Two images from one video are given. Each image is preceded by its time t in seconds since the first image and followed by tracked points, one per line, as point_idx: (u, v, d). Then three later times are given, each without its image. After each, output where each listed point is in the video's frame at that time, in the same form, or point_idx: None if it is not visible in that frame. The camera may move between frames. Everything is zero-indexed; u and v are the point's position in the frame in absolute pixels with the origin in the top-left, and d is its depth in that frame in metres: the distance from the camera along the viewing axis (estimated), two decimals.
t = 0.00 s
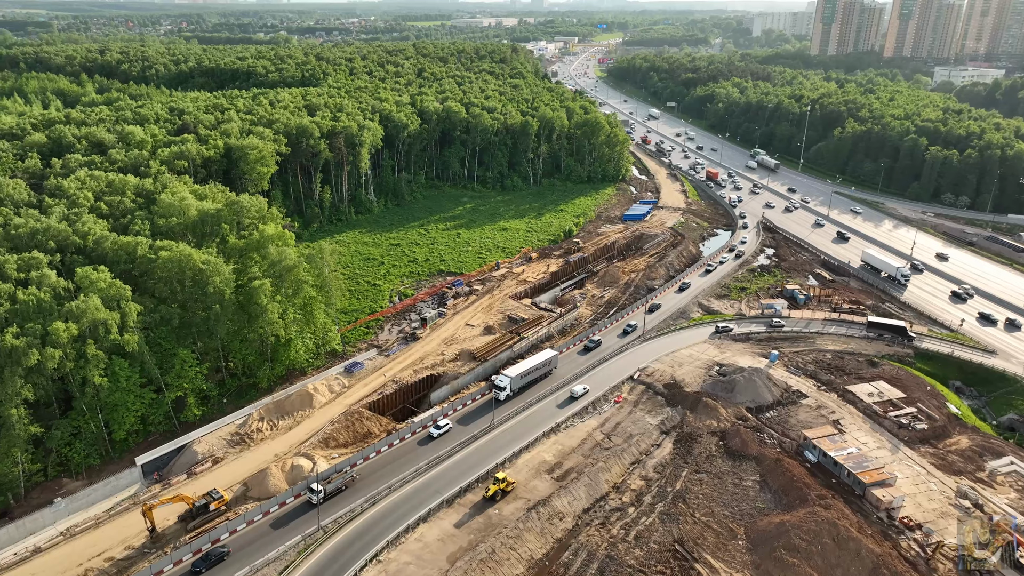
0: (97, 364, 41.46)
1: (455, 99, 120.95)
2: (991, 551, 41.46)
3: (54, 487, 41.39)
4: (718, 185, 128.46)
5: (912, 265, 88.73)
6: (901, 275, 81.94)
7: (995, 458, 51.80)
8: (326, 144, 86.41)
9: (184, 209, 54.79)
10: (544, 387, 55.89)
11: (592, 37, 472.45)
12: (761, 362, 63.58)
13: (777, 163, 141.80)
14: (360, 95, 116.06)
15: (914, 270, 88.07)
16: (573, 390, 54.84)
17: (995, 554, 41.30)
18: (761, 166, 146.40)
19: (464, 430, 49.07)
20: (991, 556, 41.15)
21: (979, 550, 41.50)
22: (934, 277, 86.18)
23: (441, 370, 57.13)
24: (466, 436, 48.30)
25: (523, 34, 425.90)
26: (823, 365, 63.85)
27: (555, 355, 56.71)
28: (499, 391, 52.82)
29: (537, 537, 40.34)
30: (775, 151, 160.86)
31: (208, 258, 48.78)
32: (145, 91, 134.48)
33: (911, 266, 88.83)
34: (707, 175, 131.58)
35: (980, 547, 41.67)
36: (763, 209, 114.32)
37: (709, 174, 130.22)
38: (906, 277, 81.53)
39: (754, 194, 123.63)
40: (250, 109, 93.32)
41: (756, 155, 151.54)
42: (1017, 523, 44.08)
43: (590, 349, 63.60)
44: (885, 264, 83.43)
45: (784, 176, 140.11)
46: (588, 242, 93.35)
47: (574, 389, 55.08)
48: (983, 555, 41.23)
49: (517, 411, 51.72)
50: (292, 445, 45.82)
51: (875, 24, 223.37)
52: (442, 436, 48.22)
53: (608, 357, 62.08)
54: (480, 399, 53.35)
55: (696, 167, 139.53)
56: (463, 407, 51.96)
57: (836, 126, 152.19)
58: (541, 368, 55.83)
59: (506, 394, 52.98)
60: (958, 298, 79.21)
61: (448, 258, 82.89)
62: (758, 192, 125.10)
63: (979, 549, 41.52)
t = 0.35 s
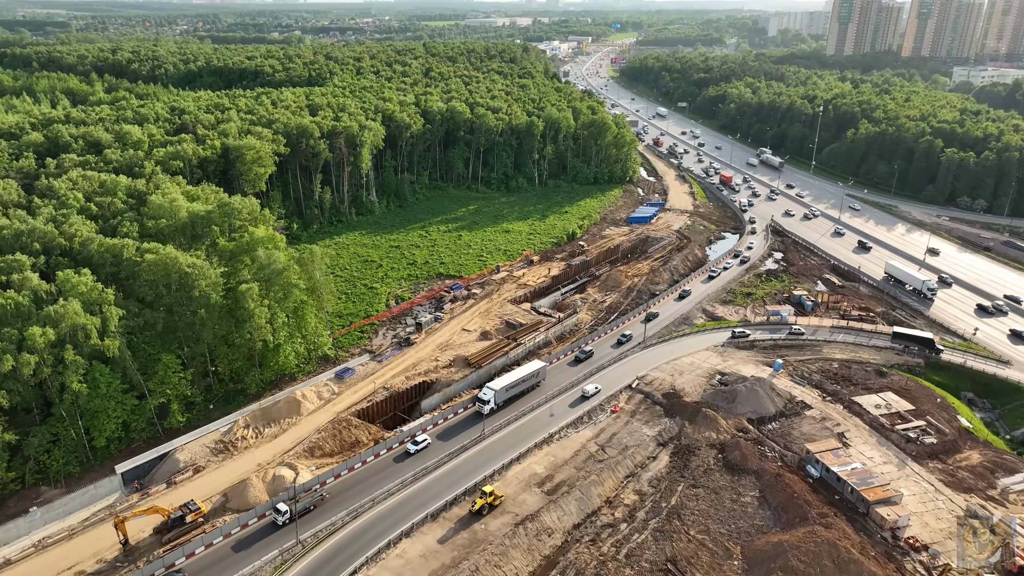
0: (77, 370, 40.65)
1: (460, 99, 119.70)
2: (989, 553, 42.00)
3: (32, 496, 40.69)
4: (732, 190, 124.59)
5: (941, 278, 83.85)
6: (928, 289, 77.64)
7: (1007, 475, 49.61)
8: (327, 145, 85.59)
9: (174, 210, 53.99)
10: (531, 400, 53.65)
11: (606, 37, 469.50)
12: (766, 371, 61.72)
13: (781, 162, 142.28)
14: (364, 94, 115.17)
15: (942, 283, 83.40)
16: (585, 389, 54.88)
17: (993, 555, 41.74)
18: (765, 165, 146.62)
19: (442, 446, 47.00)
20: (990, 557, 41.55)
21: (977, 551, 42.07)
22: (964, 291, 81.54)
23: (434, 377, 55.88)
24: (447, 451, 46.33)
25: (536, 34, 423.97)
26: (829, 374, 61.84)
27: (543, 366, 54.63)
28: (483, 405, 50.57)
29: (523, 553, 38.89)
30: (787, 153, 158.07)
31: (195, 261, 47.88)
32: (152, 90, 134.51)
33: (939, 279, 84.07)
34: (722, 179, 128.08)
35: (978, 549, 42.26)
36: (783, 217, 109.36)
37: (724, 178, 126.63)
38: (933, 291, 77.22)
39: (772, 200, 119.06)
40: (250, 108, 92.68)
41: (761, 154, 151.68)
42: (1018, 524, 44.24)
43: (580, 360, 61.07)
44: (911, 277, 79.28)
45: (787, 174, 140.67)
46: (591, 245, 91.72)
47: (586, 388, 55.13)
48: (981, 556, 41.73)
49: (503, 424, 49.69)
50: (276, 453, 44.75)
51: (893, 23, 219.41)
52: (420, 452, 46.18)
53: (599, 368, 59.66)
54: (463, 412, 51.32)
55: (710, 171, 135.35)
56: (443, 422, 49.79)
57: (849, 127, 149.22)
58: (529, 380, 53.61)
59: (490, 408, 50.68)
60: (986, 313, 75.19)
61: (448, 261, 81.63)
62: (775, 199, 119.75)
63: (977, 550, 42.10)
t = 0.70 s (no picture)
0: (51, 376, 39.69)
1: (462, 99, 118.48)
2: (989, 553, 41.86)
3: (5, 505, 39.85)
4: (742, 195, 120.22)
5: (966, 292, 79.05)
6: (952, 303, 73.18)
7: (1017, 492, 47.59)
8: (324, 146, 84.64)
9: (160, 212, 53.12)
10: (513, 414, 51.62)
11: (617, 36, 466.83)
12: (766, 380, 59.92)
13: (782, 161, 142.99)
14: (366, 94, 114.20)
15: (969, 297, 78.63)
16: (594, 389, 55.07)
17: (993, 555, 41.59)
18: (765, 164, 147.44)
19: (421, 460, 45.33)
20: (990, 557, 41.42)
21: (977, 551, 41.91)
22: (992, 306, 76.73)
23: (423, 385, 54.66)
24: (420, 468, 44.38)
25: (545, 34, 422.24)
26: (832, 384, 59.93)
27: (527, 378, 52.62)
28: (461, 419, 48.72)
29: (505, 572, 37.46)
30: (796, 155, 155.57)
31: (177, 265, 46.86)
32: (155, 89, 134.31)
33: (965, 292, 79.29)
34: (732, 183, 124.11)
35: (978, 549, 42.10)
36: (799, 226, 104.75)
37: (734, 182, 122.59)
38: (958, 306, 72.88)
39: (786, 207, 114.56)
40: (249, 108, 91.90)
41: (763, 152, 151.97)
42: (1018, 523, 44.19)
43: (567, 371, 58.69)
44: (934, 290, 74.88)
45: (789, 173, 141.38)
46: (592, 248, 90.13)
47: (595, 388, 55.30)
48: (981, 555, 41.57)
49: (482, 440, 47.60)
50: (257, 463, 43.62)
51: (907, 23, 216.01)
52: (392, 469, 44.24)
53: (586, 381, 57.22)
54: (443, 425, 49.49)
55: (720, 174, 131.71)
56: (420, 436, 47.88)
57: (859, 128, 146.57)
58: (511, 394, 51.53)
59: (469, 423, 48.80)
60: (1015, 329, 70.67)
61: (444, 264, 80.31)
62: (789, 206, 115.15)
63: (977, 550, 41.93)
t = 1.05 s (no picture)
0: (23, 384, 38.61)
1: (463, 98, 117.29)
2: (989, 552, 41.73)
3: None
4: (754, 200, 116.45)
5: (994, 308, 74.74)
6: (978, 319, 69.27)
7: None
8: (320, 146, 83.69)
9: (145, 214, 52.18)
10: (491, 429, 49.31)
11: (628, 36, 464.07)
12: (766, 389, 58.14)
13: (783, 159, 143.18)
14: (366, 94, 113.21)
15: (997, 313, 74.24)
16: (603, 389, 54.94)
17: (993, 555, 41.48)
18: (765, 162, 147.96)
19: (404, 471, 44.15)
20: (990, 557, 41.33)
21: (977, 550, 41.78)
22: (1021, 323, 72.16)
23: (412, 392, 53.43)
24: (389, 487, 42.34)
25: (555, 34, 420.16)
26: (834, 394, 58.04)
27: (508, 391, 50.59)
28: (437, 435, 46.71)
29: None
30: (805, 156, 153.03)
31: (158, 268, 45.79)
32: (157, 88, 134.02)
33: (993, 309, 74.88)
34: (742, 187, 120.59)
35: (978, 549, 41.97)
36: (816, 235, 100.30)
37: (746, 187, 118.82)
38: (984, 322, 69.05)
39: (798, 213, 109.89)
40: (246, 108, 91.09)
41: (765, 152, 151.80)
42: (1017, 522, 44.05)
43: (552, 383, 56.41)
44: (958, 305, 71.03)
45: (789, 172, 141.60)
46: (592, 251, 88.53)
47: (604, 388, 55.18)
48: (981, 555, 41.46)
49: (457, 457, 45.43)
50: (236, 474, 42.51)
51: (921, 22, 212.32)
52: (360, 488, 42.19)
53: (573, 391, 54.98)
54: (419, 440, 47.53)
55: (729, 178, 128.50)
56: (394, 452, 45.88)
57: (870, 129, 143.96)
58: (491, 407, 49.42)
59: (445, 438, 46.78)
60: None
61: (440, 267, 79.01)
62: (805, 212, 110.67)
63: (977, 550, 41.81)
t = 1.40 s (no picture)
0: None
1: (464, 98, 116.07)
2: (989, 553, 41.63)
3: None
4: (765, 205, 112.73)
5: None
6: (1007, 339, 65.05)
7: None
8: (315, 146, 82.77)
9: (129, 216, 51.23)
10: (468, 445, 47.12)
11: (639, 36, 461.39)
12: (765, 399, 56.38)
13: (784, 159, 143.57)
14: (366, 94, 112.29)
15: None
16: (612, 389, 54.86)
17: (993, 555, 41.39)
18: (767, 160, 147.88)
19: (385, 484, 42.79)
20: (991, 557, 41.25)
21: (977, 550, 41.67)
22: None
23: (400, 399, 52.18)
24: (354, 508, 40.29)
25: (565, 34, 418.49)
26: (836, 405, 56.19)
27: (488, 404, 48.51)
28: (410, 451, 44.69)
29: None
30: (814, 157, 150.49)
31: (137, 272, 44.71)
32: (159, 88, 133.61)
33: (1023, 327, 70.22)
34: (753, 192, 116.94)
35: (978, 548, 41.89)
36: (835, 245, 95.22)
37: (756, 192, 115.21)
38: (1014, 342, 64.73)
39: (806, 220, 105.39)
40: (242, 108, 90.27)
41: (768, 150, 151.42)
42: (1017, 522, 43.98)
43: (535, 396, 54.02)
44: (986, 322, 66.87)
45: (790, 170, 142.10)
46: (592, 254, 86.94)
47: (613, 388, 55.09)
48: (981, 555, 41.35)
49: (428, 476, 43.30)
50: (212, 484, 41.36)
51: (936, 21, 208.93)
52: (324, 508, 40.12)
53: (561, 402, 53.24)
54: (392, 455, 45.55)
55: (740, 182, 124.81)
56: (364, 469, 43.90)
57: (880, 130, 141.36)
58: (470, 421, 47.34)
59: (418, 454, 44.76)
60: None
61: (436, 270, 77.66)
62: (821, 219, 106.47)
63: (977, 549, 41.71)
